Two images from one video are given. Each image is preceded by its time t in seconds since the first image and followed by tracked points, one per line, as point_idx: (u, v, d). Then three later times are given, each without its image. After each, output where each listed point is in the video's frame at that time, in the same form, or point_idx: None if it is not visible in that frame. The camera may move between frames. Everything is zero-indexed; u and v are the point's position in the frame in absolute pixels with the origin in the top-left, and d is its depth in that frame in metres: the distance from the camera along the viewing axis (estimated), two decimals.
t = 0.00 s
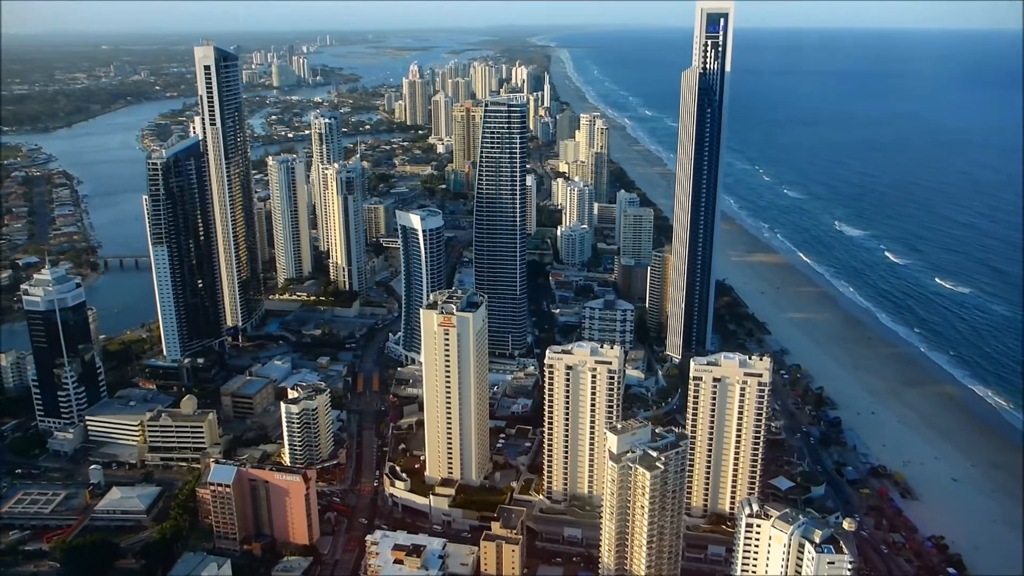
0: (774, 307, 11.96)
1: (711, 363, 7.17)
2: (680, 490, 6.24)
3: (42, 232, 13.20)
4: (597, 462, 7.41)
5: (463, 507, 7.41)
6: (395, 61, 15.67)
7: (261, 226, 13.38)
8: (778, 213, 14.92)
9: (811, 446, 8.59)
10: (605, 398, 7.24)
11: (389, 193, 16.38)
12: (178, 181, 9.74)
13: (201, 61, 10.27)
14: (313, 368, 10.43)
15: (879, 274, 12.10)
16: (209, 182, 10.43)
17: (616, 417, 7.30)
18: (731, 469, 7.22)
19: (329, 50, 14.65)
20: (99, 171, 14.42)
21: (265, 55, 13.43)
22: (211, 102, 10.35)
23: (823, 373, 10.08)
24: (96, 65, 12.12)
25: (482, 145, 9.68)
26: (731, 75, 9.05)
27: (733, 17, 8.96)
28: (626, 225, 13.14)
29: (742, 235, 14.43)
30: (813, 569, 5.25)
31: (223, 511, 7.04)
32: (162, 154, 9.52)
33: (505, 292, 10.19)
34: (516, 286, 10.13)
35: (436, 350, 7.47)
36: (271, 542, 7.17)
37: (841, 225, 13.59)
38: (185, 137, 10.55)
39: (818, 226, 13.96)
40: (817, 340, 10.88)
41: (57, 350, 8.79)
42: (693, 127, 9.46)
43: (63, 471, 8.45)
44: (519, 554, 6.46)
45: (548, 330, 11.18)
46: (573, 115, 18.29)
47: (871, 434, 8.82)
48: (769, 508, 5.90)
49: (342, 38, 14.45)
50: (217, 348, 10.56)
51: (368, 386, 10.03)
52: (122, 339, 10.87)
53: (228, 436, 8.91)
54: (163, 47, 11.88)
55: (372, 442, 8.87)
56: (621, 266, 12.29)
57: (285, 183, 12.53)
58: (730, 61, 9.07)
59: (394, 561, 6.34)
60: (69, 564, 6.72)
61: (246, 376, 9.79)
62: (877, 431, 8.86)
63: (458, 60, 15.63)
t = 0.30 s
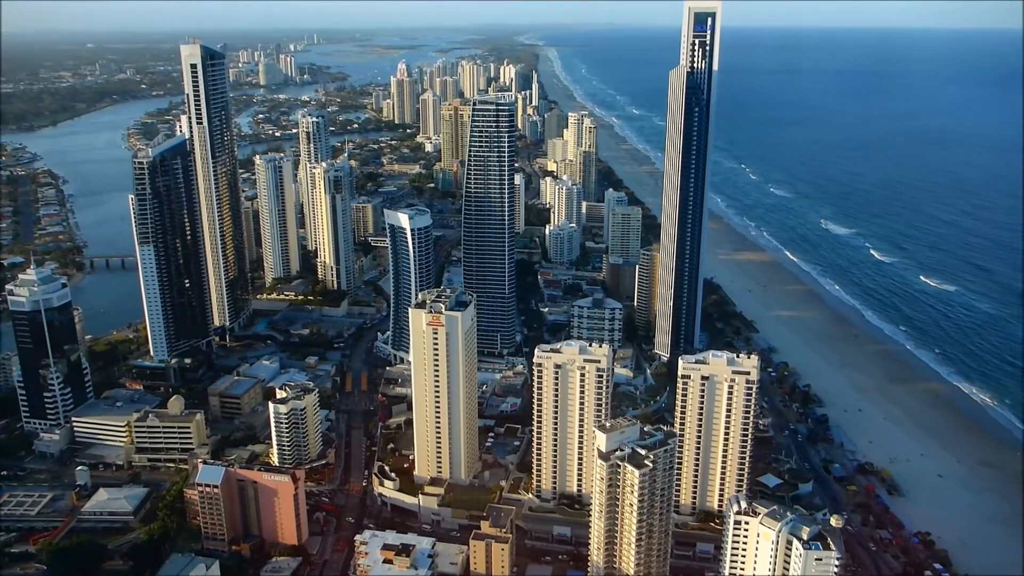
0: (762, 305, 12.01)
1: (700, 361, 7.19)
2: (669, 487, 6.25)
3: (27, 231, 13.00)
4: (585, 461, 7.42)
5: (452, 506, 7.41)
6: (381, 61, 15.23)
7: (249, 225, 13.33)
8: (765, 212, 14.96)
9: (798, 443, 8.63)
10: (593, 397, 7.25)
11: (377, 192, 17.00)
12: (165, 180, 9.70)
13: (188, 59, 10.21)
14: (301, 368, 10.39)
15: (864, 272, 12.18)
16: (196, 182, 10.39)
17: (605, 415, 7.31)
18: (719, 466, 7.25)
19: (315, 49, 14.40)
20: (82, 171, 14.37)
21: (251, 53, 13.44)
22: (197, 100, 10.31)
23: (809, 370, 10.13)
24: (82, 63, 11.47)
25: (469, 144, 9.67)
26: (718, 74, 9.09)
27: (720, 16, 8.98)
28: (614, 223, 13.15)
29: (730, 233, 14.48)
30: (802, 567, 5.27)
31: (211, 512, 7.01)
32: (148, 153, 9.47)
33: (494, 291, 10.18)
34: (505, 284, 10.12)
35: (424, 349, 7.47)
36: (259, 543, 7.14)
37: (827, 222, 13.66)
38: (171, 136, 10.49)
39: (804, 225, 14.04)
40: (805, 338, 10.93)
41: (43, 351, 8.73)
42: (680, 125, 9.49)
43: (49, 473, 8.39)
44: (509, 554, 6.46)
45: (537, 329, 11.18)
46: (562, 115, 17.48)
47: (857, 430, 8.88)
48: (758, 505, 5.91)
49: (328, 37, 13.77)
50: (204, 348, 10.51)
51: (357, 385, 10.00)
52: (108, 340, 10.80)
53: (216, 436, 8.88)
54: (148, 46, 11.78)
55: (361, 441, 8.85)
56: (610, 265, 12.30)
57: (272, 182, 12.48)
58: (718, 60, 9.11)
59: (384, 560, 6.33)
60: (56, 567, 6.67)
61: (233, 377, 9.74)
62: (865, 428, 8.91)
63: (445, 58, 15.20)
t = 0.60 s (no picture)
0: (750, 302, 12.05)
1: (688, 358, 7.21)
2: (658, 484, 6.26)
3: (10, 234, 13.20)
4: (575, 458, 7.43)
5: (441, 506, 7.41)
6: (368, 59, 15.00)
7: (235, 225, 13.28)
8: (751, 209, 14.99)
9: (786, 439, 8.67)
10: (582, 395, 7.26)
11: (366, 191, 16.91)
12: (151, 180, 9.65)
13: (172, 58, 10.15)
14: (289, 368, 10.36)
15: (850, 268, 12.26)
16: (182, 182, 10.35)
17: (594, 413, 7.33)
18: (708, 462, 7.28)
19: (300, 49, 14.16)
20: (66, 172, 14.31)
21: (237, 53, 13.48)
22: (183, 100, 10.26)
23: (796, 366, 10.18)
24: (65, 63, 11.26)
25: (457, 143, 9.66)
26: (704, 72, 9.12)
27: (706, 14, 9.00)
28: (602, 221, 13.16)
29: (717, 230, 14.53)
30: (790, 562, 5.29)
31: (199, 514, 6.97)
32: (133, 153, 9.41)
33: (482, 289, 10.17)
34: (493, 283, 10.11)
35: (413, 349, 7.46)
36: (248, 544, 7.11)
37: (814, 219, 13.74)
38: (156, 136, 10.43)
39: (790, 223, 14.11)
40: (792, 335, 10.97)
41: (28, 353, 8.66)
42: (667, 123, 9.50)
43: (35, 476, 8.33)
44: (499, 552, 6.46)
45: (525, 327, 11.19)
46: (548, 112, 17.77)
47: (845, 426, 8.93)
48: (747, 501, 5.93)
49: (314, 37, 13.53)
50: (191, 349, 10.46)
51: (345, 385, 9.99)
52: (94, 342, 10.73)
53: (203, 437, 8.84)
54: (133, 46, 11.68)
55: (350, 441, 8.84)
56: (598, 263, 12.32)
57: (258, 181, 12.43)
58: (704, 58, 9.14)
59: (373, 560, 6.32)
60: (43, 571, 6.63)
61: (221, 378, 9.69)
62: (852, 423, 8.97)
63: (432, 57, 15.40)
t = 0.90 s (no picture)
0: (737, 300, 12.08)
1: (675, 355, 7.22)
2: (647, 481, 6.27)
3: None
4: (563, 456, 7.44)
5: (430, 505, 7.40)
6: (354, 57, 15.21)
7: (221, 225, 13.21)
8: (736, 206, 15.05)
9: (774, 435, 8.70)
10: (570, 392, 7.26)
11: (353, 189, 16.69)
12: (135, 180, 9.58)
13: (157, 57, 10.08)
14: (276, 368, 10.32)
15: (835, 265, 12.33)
16: (167, 182, 10.29)
17: (582, 410, 7.33)
18: (696, 458, 7.30)
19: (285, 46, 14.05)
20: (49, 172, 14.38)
21: (221, 51, 13.45)
22: (167, 99, 10.19)
23: (782, 363, 10.23)
24: (48, 62, 11.15)
25: (443, 141, 9.65)
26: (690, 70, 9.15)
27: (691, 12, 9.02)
28: (589, 219, 13.18)
29: (703, 228, 14.58)
30: (778, 557, 5.32)
31: (186, 515, 6.93)
32: (118, 153, 9.35)
33: (470, 288, 10.16)
34: (480, 281, 10.10)
35: (400, 348, 7.43)
36: (236, 545, 7.08)
37: (800, 217, 13.81)
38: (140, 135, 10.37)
39: (776, 221, 14.16)
40: (779, 332, 11.02)
41: (11, 355, 8.58)
42: (654, 120, 9.51)
43: (20, 479, 8.25)
44: (488, 551, 6.46)
45: (512, 325, 11.19)
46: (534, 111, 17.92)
47: (831, 422, 8.98)
48: (735, 498, 5.94)
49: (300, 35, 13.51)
50: (177, 350, 10.40)
51: (333, 385, 9.96)
52: (79, 343, 10.64)
53: (190, 438, 8.78)
54: (117, 45, 11.59)
55: (338, 441, 8.81)
56: (585, 261, 12.33)
57: (244, 180, 12.36)
58: (690, 56, 9.16)
59: (362, 560, 6.30)
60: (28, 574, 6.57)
61: (207, 378, 9.64)
62: (839, 419, 9.01)
63: (419, 54, 15.51)
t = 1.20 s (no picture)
0: (724, 298, 12.12)
1: (662, 354, 7.23)
2: (634, 479, 6.28)
3: None
4: (551, 455, 7.45)
5: (418, 504, 7.40)
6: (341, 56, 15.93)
7: (207, 224, 13.16)
8: (723, 205, 15.09)
9: (760, 433, 8.73)
10: (557, 391, 7.26)
11: (338, 189, 16.04)
12: (119, 180, 9.52)
13: (142, 56, 10.03)
14: (262, 368, 10.28)
15: (821, 264, 12.39)
16: (152, 182, 10.24)
17: (569, 409, 7.33)
18: (683, 456, 7.33)
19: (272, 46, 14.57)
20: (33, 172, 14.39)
21: (207, 50, 13.43)
22: (152, 97, 10.14)
23: (769, 361, 10.27)
24: (32, 62, 11.10)
25: (430, 141, 9.65)
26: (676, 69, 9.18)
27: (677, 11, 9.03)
28: (576, 218, 13.20)
29: (690, 226, 14.62)
30: (764, 554, 5.33)
31: (172, 516, 6.90)
32: (102, 152, 9.29)
33: (457, 287, 10.15)
34: (467, 280, 10.10)
35: (387, 347, 7.42)
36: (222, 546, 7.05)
37: (786, 215, 13.86)
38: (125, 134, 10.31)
39: (763, 220, 14.21)
40: (766, 330, 11.06)
41: None
42: (641, 119, 9.52)
43: (4, 480, 8.19)
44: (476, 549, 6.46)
45: (500, 324, 11.19)
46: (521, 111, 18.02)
47: (817, 419, 9.02)
48: (722, 495, 5.96)
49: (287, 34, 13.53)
50: (163, 350, 10.36)
51: (320, 384, 9.94)
52: (63, 343, 10.58)
53: (176, 439, 8.75)
54: (101, 44, 11.54)
55: (325, 441, 8.79)
56: (572, 259, 12.34)
57: (230, 180, 12.30)
58: (676, 55, 9.18)
59: (349, 560, 6.29)
60: None
61: (193, 378, 9.60)
62: (824, 417, 9.05)
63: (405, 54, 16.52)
